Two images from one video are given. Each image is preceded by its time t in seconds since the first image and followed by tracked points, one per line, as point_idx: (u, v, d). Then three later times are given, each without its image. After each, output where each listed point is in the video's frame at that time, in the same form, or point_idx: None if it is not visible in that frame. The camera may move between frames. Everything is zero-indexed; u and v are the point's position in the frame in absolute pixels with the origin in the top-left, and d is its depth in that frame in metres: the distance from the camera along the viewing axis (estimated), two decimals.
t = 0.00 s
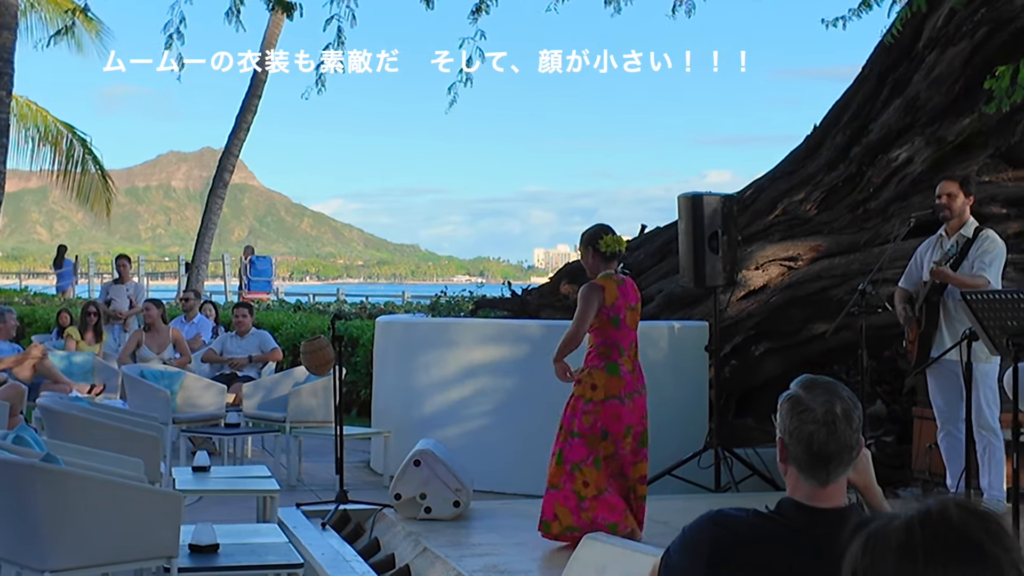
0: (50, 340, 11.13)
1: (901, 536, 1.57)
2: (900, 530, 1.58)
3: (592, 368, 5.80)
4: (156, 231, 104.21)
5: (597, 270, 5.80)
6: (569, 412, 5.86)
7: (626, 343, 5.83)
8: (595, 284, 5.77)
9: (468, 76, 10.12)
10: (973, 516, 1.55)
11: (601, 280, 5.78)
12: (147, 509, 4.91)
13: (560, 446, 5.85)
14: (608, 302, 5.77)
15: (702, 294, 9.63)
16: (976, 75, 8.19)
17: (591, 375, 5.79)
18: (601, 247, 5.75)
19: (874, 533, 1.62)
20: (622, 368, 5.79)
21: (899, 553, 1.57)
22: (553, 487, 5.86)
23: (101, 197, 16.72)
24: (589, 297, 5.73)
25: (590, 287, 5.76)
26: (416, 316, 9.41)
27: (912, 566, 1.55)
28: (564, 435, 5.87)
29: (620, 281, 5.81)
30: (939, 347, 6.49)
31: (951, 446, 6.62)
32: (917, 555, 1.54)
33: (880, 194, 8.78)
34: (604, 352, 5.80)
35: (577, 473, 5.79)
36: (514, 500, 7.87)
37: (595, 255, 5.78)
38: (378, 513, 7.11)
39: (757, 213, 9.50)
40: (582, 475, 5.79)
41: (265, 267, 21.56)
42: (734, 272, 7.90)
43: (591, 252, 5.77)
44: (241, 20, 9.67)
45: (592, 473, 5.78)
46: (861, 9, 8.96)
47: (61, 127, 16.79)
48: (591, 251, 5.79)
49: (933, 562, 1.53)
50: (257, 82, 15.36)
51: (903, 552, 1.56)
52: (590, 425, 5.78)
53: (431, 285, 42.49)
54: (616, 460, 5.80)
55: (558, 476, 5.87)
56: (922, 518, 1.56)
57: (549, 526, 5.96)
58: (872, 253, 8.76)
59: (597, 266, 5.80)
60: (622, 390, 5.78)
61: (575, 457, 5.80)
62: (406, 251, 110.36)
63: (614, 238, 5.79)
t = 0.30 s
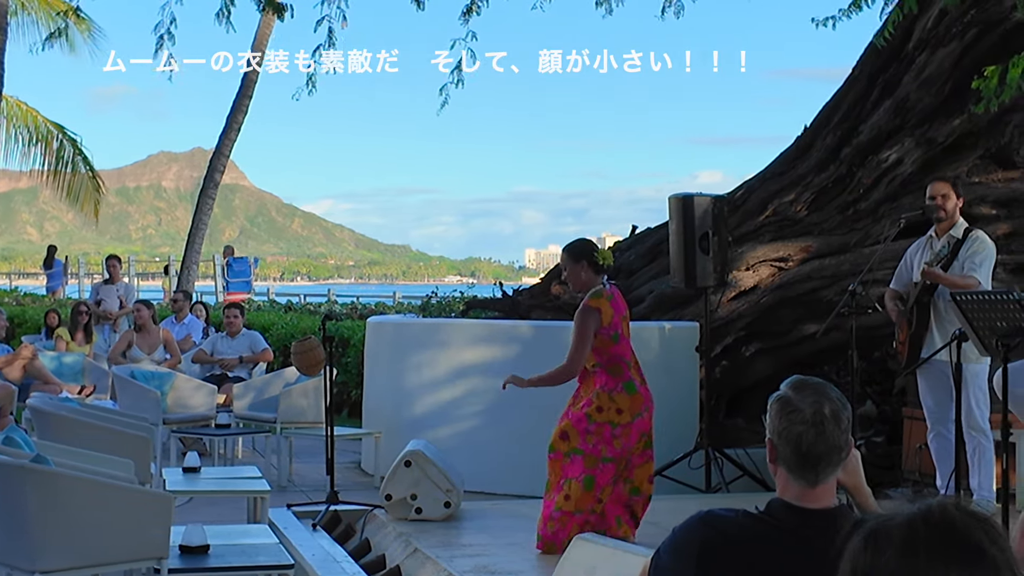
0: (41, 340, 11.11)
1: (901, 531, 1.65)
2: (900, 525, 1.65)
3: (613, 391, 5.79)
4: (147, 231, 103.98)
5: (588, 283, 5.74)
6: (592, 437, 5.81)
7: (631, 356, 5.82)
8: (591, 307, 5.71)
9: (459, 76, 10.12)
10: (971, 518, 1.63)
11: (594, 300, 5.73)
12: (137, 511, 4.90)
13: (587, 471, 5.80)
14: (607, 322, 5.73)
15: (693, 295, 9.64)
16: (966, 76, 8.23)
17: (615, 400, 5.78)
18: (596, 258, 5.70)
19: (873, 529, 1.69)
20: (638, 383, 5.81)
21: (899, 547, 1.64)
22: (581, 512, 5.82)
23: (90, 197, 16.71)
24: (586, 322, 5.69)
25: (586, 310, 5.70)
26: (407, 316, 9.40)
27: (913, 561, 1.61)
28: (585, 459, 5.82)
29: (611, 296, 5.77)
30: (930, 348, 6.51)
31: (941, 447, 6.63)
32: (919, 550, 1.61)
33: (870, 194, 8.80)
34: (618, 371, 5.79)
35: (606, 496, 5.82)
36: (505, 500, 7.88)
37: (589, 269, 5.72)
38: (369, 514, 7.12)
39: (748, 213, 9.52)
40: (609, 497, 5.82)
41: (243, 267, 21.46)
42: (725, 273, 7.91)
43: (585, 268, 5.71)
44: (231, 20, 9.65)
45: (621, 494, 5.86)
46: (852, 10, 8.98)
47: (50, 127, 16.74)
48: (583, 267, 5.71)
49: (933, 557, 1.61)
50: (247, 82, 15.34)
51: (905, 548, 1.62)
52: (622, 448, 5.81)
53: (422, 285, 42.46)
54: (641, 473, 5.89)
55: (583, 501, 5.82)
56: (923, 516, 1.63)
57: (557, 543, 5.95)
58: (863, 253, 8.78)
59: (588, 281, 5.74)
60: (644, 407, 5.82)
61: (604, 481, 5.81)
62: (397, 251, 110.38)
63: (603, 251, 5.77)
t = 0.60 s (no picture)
0: (30, 340, 11.08)
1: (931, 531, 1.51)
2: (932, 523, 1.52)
3: (615, 403, 5.79)
4: (137, 231, 103.76)
5: (582, 288, 5.78)
6: (597, 447, 5.80)
7: (625, 363, 5.83)
8: (581, 313, 5.73)
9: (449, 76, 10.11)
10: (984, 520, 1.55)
11: (585, 306, 5.75)
12: (127, 511, 4.89)
13: (598, 481, 5.80)
14: (597, 330, 5.75)
15: (684, 295, 9.66)
16: (955, 76, 8.26)
17: (618, 411, 5.79)
18: (591, 262, 5.75)
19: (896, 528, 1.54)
20: (638, 392, 5.82)
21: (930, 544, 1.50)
22: (597, 521, 5.80)
23: (79, 197, 16.69)
24: (576, 328, 5.71)
25: (577, 316, 5.72)
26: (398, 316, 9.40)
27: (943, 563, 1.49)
28: (592, 468, 5.81)
29: (604, 302, 5.78)
30: (921, 347, 6.53)
31: (931, 446, 6.65)
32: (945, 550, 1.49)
33: (860, 194, 8.83)
34: (615, 382, 5.79)
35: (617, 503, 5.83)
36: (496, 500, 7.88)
37: (585, 274, 5.76)
38: (360, 514, 7.11)
39: (738, 213, 9.52)
40: (621, 504, 5.83)
41: (223, 270, 22.36)
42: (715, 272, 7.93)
43: (580, 273, 5.75)
44: (221, 20, 9.64)
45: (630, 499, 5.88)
46: (842, 9, 8.99)
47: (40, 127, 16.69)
48: (579, 271, 5.76)
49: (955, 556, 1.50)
50: (238, 81, 15.32)
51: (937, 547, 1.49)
52: (629, 456, 5.83)
53: (414, 284, 42.44)
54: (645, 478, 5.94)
55: (596, 510, 5.81)
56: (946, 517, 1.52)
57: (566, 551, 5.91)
58: (853, 253, 8.79)
59: (582, 287, 5.78)
60: (645, 414, 5.85)
61: (616, 489, 5.82)
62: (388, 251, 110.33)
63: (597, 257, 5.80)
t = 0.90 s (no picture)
0: (22, 340, 11.06)
1: None
2: None
3: (599, 395, 5.80)
4: (129, 230, 103.54)
5: (579, 278, 5.80)
6: (586, 443, 5.81)
7: (610, 355, 5.84)
8: (570, 296, 5.76)
9: (442, 76, 10.11)
10: None
11: (576, 291, 5.78)
12: (117, 511, 4.85)
13: (591, 477, 5.79)
14: (583, 316, 5.77)
15: (676, 295, 9.69)
16: (946, 77, 8.29)
17: (602, 403, 5.80)
18: (593, 254, 5.76)
19: None
20: (621, 383, 5.83)
21: None
22: (598, 519, 5.80)
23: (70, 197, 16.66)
24: (562, 311, 5.74)
25: (563, 299, 5.75)
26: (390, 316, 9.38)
27: None
28: (583, 465, 5.81)
29: (596, 292, 5.80)
30: (912, 347, 6.55)
31: (922, 446, 6.66)
32: None
33: (852, 194, 8.85)
34: (598, 374, 5.81)
35: (614, 498, 5.82)
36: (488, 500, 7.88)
37: (583, 264, 5.78)
38: (351, 514, 7.11)
39: (729, 214, 9.42)
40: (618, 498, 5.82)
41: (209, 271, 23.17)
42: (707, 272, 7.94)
43: (579, 263, 5.77)
44: (213, 20, 9.63)
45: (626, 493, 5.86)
46: (833, 11, 9.01)
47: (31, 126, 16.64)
48: (578, 261, 5.77)
49: None
50: (230, 81, 15.29)
51: None
52: (619, 449, 5.82)
53: (406, 284, 42.41)
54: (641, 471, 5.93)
55: (594, 507, 5.80)
56: None
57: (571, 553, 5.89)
58: (845, 253, 8.88)
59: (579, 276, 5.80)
60: (631, 405, 5.85)
61: (609, 484, 5.81)
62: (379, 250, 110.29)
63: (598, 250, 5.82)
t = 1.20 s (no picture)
0: (13, 339, 11.02)
1: None
2: None
3: (558, 373, 5.86)
4: (121, 230, 103.34)
5: (577, 259, 5.86)
6: (548, 421, 5.88)
7: (587, 340, 5.83)
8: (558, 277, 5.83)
9: (434, 76, 10.10)
10: None
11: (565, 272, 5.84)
12: (110, 511, 4.84)
13: (552, 457, 5.83)
14: (565, 298, 5.83)
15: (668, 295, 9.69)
16: (937, 76, 8.31)
17: (558, 383, 5.85)
18: (592, 241, 5.80)
19: None
20: (583, 369, 5.81)
21: None
22: (569, 498, 5.81)
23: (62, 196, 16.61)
24: (546, 291, 5.82)
25: (551, 278, 5.82)
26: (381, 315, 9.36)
27: None
28: (549, 444, 5.86)
29: (588, 275, 5.84)
30: (904, 346, 6.56)
31: (913, 445, 6.67)
32: None
33: (843, 194, 8.91)
34: (567, 354, 5.85)
35: (576, 479, 5.80)
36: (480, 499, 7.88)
37: (582, 247, 5.82)
38: (344, 514, 7.10)
39: (722, 214, 9.42)
40: (580, 480, 5.80)
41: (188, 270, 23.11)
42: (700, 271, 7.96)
43: (578, 245, 5.81)
44: (205, 19, 9.61)
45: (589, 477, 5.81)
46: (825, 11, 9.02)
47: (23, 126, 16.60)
48: (579, 242, 5.82)
49: None
50: (222, 80, 15.27)
51: None
52: (573, 432, 5.81)
53: (398, 285, 42.36)
54: (605, 463, 5.83)
55: (563, 487, 5.82)
56: None
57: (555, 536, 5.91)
58: (837, 253, 8.99)
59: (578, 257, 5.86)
60: (590, 393, 5.80)
61: (569, 465, 5.81)
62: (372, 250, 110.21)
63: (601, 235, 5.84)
